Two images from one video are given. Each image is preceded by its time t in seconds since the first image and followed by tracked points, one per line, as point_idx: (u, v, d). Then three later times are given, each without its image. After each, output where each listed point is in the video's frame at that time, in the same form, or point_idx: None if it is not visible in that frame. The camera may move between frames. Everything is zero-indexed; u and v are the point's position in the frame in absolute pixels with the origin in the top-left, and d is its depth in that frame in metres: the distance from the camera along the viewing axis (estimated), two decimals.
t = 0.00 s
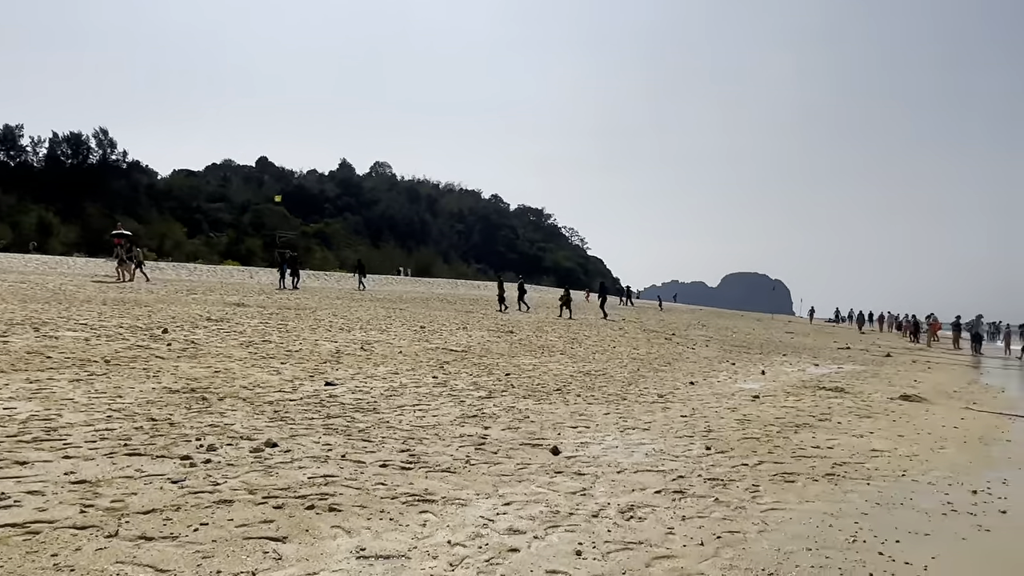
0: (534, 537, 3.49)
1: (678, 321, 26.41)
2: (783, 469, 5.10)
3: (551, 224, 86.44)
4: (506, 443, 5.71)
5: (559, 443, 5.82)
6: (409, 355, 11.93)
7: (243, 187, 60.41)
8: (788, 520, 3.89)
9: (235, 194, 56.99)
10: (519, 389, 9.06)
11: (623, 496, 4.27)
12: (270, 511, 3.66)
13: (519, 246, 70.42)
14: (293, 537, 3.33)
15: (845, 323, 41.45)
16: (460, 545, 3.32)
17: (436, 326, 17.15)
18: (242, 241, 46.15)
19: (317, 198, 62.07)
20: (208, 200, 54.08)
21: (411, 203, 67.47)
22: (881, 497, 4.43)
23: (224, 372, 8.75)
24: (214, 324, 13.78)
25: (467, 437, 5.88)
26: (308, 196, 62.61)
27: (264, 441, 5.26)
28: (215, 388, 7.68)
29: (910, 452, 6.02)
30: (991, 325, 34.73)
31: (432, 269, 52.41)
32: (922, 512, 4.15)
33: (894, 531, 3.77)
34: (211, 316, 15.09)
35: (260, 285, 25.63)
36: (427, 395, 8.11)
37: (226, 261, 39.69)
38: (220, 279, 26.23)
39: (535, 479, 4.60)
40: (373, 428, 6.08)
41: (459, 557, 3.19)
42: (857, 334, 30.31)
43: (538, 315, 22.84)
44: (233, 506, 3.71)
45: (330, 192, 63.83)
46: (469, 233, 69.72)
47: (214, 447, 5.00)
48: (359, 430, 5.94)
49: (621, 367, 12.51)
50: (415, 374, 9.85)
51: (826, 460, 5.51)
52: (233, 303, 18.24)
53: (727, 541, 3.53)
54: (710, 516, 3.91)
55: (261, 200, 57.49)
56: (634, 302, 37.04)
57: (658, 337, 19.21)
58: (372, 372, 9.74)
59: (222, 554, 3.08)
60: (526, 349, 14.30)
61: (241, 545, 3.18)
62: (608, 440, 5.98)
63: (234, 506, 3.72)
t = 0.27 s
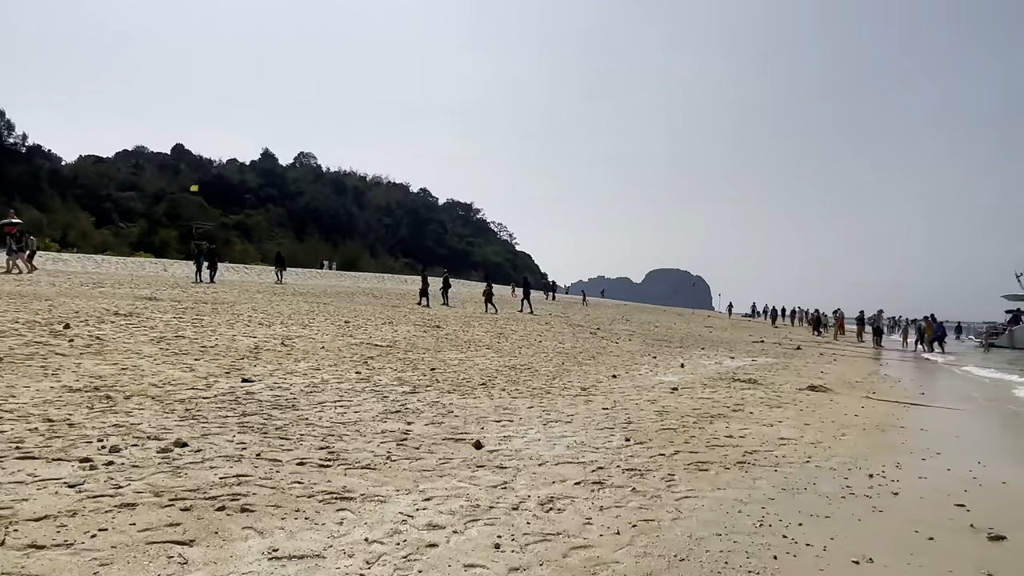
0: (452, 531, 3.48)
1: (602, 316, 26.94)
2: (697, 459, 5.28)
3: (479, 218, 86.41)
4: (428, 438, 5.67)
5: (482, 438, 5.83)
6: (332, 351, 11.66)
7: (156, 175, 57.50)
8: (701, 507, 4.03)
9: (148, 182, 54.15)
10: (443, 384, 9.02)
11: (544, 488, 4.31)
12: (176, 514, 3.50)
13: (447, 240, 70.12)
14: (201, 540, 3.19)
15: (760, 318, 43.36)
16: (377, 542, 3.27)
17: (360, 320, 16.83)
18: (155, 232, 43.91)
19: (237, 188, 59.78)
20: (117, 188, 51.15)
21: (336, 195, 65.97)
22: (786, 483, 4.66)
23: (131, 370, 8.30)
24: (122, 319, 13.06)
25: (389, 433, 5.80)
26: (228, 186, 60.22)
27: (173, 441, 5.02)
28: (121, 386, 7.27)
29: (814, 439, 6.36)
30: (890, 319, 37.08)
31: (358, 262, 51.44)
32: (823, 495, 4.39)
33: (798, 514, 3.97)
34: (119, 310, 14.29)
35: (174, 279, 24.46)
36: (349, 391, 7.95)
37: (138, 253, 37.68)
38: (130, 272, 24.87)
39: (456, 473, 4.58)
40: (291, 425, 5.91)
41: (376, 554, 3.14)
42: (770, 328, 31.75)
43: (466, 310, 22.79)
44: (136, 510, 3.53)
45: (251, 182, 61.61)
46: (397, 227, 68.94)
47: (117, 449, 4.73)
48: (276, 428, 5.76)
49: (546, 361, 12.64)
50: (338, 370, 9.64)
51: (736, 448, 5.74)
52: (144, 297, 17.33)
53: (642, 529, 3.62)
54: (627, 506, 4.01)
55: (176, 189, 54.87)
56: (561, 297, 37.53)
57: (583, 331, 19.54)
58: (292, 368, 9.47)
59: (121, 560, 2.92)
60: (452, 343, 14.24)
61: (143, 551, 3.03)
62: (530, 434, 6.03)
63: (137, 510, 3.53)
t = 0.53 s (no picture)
0: (374, 528, 3.42)
1: (533, 310, 27.14)
2: (621, 449, 5.39)
3: (410, 211, 85.51)
4: (353, 434, 5.56)
5: (408, 432, 5.77)
6: (255, 346, 11.29)
7: (65, 160, 54.18)
8: (622, 496, 4.12)
9: (56, 168, 50.93)
10: (371, 379, 8.88)
11: (469, 482, 4.30)
12: (78, 519, 3.30)
13: (378, 233, 69.10)
14: (104, 546, 3.02)
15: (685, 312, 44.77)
16: (295, 542, 3.19)
17: (285, 315, 16.37)
18: (64, 221, 41.38)
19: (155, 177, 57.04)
20: (21, 173, 47.88)
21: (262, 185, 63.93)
22: (704, 471, 4.81)
23: (34, 367, 7.79)
24: (24, 313, 12.25)
25: (312, 430, 5.66)
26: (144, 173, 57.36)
27: (77, 442, 4.73)
28: (21, 385, 6.81)
29: (732, 428, 6.61)
30: (805, 314, 38.96)
31: (285, 254, 50.02)
32: (738, 482, 4.56)
33: (713, 501, 4.11)
34: (21, 304, 13.39)
35: (84, 271, 23.11)
36: (271, 387, 7.72)
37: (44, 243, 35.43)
38: (35, 263, 23.35)
39: (380, 469, 4.52)
40: (207, 423, 5.68)
41: (294, 554, 3.06)
42: (694, 322, 32.79)
43: (396, 304, 22.53)
44: (33, 516, 3.31)
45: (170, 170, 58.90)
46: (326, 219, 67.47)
47: (14, 451, 4.42)
48: (192, 426, 5.52)
49: (476, 355, 12.64)
50: (260, 366, 9.34)
51: (658, 438, 5.90)
52: (50, 290, 16.31)
53: (564, 520, 3.67)
54: (550, 497, 4.05)
55: (87, 176, 51.84)
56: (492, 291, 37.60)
57: (513, 325, 19.64)
58: (212, 364, 9.12)
59: (14, 571, 2.73)
60: (381, 338, 14.03)
61: (40, 559, 2.85)
62: (457, 428, 6.01)
63: (35, 515, 3.31)
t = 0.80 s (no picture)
0: (305, 525, 3.35)
1: (474, 304, 27.11)
2: (558, 441, 5.44)
3: (350, 204, 84.09)
4: (286, 430, 5.43)
5: (344, 427, 5.67)
6: (184, 341, 10.89)
7: None
8: (558, 487, 4.15)
9: None
10: (306, 374, 8.69)
11: (405, 476, 4.26)
12: None
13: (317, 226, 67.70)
14: (12, 552, 2.85)
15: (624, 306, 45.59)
16: (222, 541, 3.08)
17: (218, 309, 15.85)
18: None
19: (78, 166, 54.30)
20: None
21: (194, 176, 61.66)
22: (639, 460, 4.91)
23: None
24: None
25: (243, 426, 5.49)
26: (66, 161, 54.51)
27: None
28: None
29: (666, 418, 6.76)
30: (739, 308, 40.25)
31: (219, 247, 48.45)
32: (671, 471, 4.66)
33: (646, 490, 4.19)
34: None
35: None
36: (201, 383, 7.46)
37: None
38: None
39: (314, 465, 4.42)
40: (131, 422, 5.44)
41: (219, 554, 2.96)
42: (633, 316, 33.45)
43: (335, 298, 22.13)
44: None
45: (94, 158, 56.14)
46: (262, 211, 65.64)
47: None
48: (113, 425, 5.27)
49: (416, 349, 12.54)
50: (190, 361, 9.02)
51: (595, 429, 5.98)
52: None
53: (499, 512, 3.67)
54: (487, 489, 4.05)
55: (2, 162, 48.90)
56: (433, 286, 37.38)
57: (454, 319, 19.59)
58: (137, 360, 8.74)
59: None
60: (318, 332, 13.75)
61: None
62: (394, 422, 5.94)
63: None
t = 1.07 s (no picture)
0: (250, 528, 3.26)
1: (431, 300, 26.94)
2: (511, 437, 5.43)
3: (305, 199, 82.63)
4: (234, 430, 5.29)
5: (294, 427, 5.55)
6: (128, 339, 10.52)
7: None
8: (510, 484, 4.15)
9: None
10: (256, 372, 8.48)
11: (355, 476, 4.19)
12: None
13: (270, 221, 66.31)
14: None
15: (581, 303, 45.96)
16: (161, 547, 2.98)
17: (165, 306, 15.37)
18: None
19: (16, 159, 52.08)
20: None
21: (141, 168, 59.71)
22: (591, 456, 4.93)
23: None
24: None
25: (188, 427, 5.33)
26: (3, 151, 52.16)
27: None
28: None
29: (620, 414, 6.82)
30: (692, 305, 41.01)
31: (167, 242, 47.05)
32: (623, 466, 4.71)
33: (598, 485, 4.22)
34: None
35: None
36: (144, 383, 7.21)
37: None
38: None
39: (261, 466, 4.31)
40: (68, 423, 5.21)
41: (158, 560, 2.86)
42: (589, 312, 33.74)
43: (288, 294, 21.70)
44: None
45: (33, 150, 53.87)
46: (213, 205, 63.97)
47: None
48: (49, 427, 5.05)
49: (370, 346, 12.39)
50: (133, 360, 8.71)
51: (549, 425, 6.00)
52: None
53: (451, 510, 3.65)
54: (439, 487, 4.01)
55: None
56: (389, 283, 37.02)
57: (410, 316, 19.42)
58: (77, 359, 8.40)
59: None
60: (269, 330, 13.46)
61: None
62: (346, 421, 5.84)
63: None
